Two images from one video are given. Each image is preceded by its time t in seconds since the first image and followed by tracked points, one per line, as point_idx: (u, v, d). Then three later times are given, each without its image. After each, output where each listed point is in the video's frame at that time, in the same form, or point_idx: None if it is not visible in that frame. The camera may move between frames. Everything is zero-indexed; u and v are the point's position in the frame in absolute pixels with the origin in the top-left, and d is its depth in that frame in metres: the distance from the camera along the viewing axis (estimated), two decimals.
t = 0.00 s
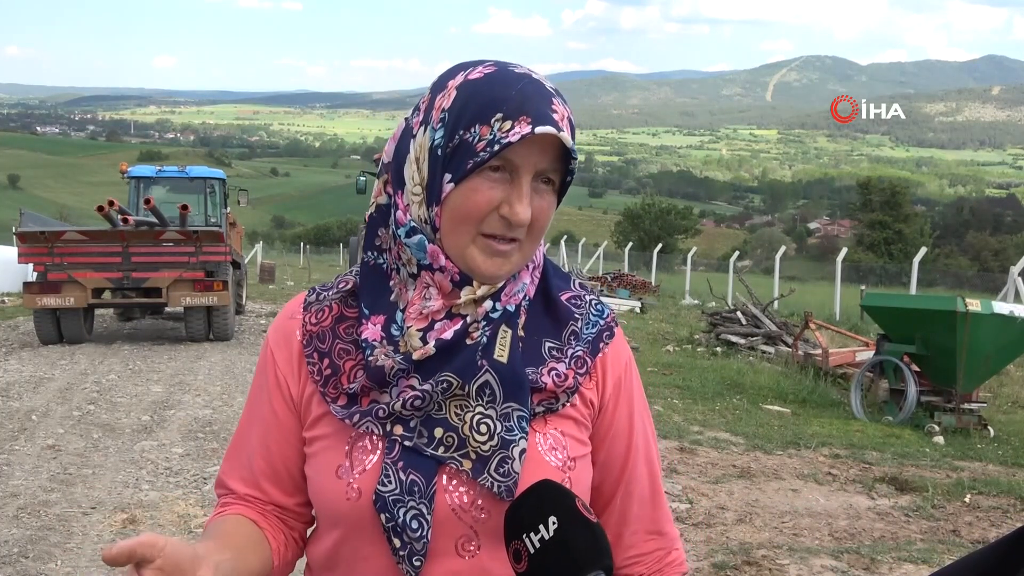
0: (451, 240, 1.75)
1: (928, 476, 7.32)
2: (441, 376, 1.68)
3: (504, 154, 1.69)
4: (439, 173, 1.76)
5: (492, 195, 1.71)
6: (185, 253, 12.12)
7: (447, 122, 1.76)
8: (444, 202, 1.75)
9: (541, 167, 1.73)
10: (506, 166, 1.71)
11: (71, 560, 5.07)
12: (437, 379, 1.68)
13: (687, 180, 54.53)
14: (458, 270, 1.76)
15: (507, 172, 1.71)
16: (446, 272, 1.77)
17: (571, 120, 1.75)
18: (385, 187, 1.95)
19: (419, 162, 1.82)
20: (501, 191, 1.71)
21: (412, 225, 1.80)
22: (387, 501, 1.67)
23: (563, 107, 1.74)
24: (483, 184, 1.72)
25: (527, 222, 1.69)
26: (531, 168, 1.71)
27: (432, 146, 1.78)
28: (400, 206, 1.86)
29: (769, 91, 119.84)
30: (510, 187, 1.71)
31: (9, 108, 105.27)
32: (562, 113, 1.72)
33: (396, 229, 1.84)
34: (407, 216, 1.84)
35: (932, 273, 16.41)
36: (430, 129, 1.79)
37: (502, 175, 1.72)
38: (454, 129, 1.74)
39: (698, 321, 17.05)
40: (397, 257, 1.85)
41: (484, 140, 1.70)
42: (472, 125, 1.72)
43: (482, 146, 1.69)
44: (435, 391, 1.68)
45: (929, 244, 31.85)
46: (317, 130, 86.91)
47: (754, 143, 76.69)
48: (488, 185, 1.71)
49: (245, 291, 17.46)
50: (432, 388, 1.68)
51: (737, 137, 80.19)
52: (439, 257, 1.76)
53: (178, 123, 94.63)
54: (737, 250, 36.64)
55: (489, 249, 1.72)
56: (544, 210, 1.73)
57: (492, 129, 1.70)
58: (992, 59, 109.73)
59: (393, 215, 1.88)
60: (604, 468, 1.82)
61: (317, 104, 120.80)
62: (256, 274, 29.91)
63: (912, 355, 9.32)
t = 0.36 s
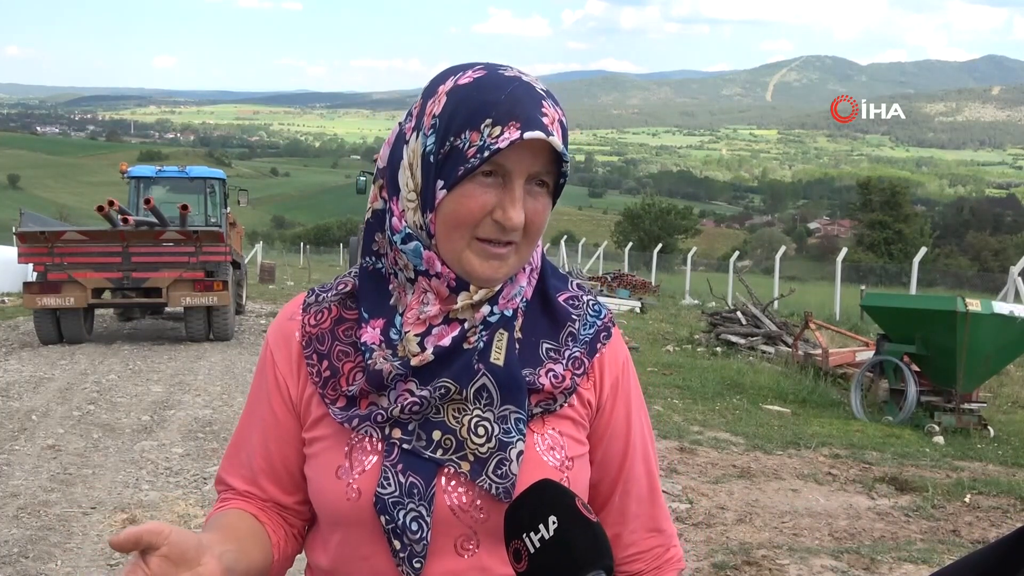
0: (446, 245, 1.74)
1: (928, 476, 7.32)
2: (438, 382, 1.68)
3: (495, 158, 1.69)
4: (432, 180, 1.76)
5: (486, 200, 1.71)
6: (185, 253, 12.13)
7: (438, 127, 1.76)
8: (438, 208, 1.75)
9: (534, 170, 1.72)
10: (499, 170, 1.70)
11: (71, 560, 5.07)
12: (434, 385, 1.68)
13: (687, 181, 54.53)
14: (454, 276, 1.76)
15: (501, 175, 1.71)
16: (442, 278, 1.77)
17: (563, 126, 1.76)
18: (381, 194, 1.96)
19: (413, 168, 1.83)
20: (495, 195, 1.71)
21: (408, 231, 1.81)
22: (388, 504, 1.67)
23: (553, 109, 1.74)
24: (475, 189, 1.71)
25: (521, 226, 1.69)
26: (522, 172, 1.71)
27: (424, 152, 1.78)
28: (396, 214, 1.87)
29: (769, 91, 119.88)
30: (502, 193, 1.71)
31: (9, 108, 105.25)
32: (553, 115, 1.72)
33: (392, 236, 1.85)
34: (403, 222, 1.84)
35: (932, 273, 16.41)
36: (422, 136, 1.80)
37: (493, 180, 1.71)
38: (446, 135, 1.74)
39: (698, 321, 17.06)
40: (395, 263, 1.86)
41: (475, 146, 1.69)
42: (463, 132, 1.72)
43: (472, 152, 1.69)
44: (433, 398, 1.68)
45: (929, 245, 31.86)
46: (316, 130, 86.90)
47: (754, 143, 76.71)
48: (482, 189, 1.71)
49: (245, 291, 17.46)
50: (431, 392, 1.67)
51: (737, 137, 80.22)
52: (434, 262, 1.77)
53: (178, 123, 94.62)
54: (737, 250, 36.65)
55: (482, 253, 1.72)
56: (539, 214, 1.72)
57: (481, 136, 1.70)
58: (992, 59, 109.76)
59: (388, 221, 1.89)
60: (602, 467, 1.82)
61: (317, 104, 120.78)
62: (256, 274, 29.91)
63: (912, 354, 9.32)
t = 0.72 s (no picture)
0: (450, 239, 1.75)
1: (928, 476, 7.33)
2: (445, 374, 1.68)
3: (498, 154, 1.69)
4: (436, 176, 1.76)
5: (489, 195, 1.71)
6: (185, 253, 12.12)
7: (442, 124, 1.76)
8: (442, 204, 1.76)
9: (537, 167, 1.72)
10: (503, 165, 1.71)
11: (71, 560, 5.07)
12: (442, 377, 1.68)
13: (687, 180, 54.55)
14: (459, 271, 1.77)
15: (503, 171, 1.71)
16: (448, 273, 1.77)
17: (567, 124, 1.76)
18: (386, 191, 1.97)
19: (417, 166, 1.83)
20: (498, 190, 1.71)
21: (412, 228, 1.81)
22: (396, 495, 1.67)
23: (555, 104, 1.74)
24: (479, 185, 1.72)
25: (525, 220, 1.69)
26: (526, 167, 1.71)
27: (428, 148, 1.78)
28: (401, 210, 1.87)
29: (768, 91, 119.80)
30: (506, 188, 1.72)
31: (9, 107, 105.25)
32: (555, 110, 1.73)
33: (397, 233, 1.85)
34: (408, 219, 1.84)
35: (932, 273, 16.42)
36: (426, 132, 1.80)
37: (497, 176, 1.72)
38: (450, 130, 1.74)
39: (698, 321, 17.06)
40: (401, 259, 1.86)
41: (478, 142, 1.69)
42: (465, 127, 1.72)
43: (475, 148, 1.69)
44: (440, 389, 1.68)
45: (929, 245, 31.85)
46: (316, 131, 86.94)
47: (754, 143, 76.70)
48: (485, 185, 1.72)
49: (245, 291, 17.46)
50: (438, 384, 1.68)
51: (737, 137, 80.23)
52: (440, 258, 1.77)
53: (178, 123, 94.65)
54: (737, 250, 36.64)
55: (486, 247, 1.73)
56: (543, 210, 1.73)
57: (484, 131, 1.70)
58: (992, 59, 109.82)
59: (394, 218, 1.89)
60: (608, 461, 1.82)
61: (316, 104, 120.88)
62: (255, 274, 29.91)
63: (912, 354, 9.32)
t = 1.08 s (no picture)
0: (457, 237, 1.75)
1: (928, 476, 7.33)
2: (458, 370, 1.68)
3: (500, 149, 1.70)
4: (441, 175, 1.76)
5: (495, 193, 1.71)
6: (185, 252, 12.12)
7: (446, 123, 1.76)
8: (448, 203, 1.76)
9: (542, 164, 1.73)
10: (508, 162, 1.71)
11: (72, 560, 5.08)
12: (454, 375, 1.68)
13: (687, 180, 54.56)
14: (467, 268, 1.76)
15: (508, 169, 1.72)
16: (456, 271, 1.77)
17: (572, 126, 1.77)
18: (393, 193, 1.96)
19: (423, 165, 1.84)
20: (503, 187, 1.72)
21: (420, 227, 1.81)
22: (411, 496, 1.67)
23: (558, 101, 1.74)
24: (485, 183, 1.72)
25: (531, 217, 1.70)
26: (531, 163, 1.71)
27: (432, 148, 1.79)
28: (409, 211, 1.87)
29: (768, 91, 119.76)
30: (511, 185, 1.72)
31: (9, 108, 105.25)
32: (557, 107, 1.73)
33: (405, 234, 1.85)
34: (414, 219, 1.85)
35: (932, 273, 16.42)
36: (430, 134, 1.81)
37: (502, 174, 1.72)
38: (453, 129, 1.75)
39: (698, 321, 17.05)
40: (409, 260, 1.86)
41: (482, 140, 1.70)
42: (469, 125, 1.72)
43: (478, 146, 1.70)
44: (453, 387, 1.67)
45: (929, 245, 31.85)
46: (316, 131, 86.94)
47: (754, 143, 76.71)
48: (491, 184, 1.72)
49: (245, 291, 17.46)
50: (451, 383, 1.67)
51: (738, 137, 80.22)
52: (447, 256, 1.77)
53: (178, 123, 94.67)
54: (737, 250, 36.64)
55: (492, 244, 1.73)
56: (545, 209, 1.74)
57: (488, 129, 1.70)
58: (992, 59, 109.83)
59: (402, 219, 1.89)
60: (619, 459, 1.83)
61: (316, 104, 120.91)
62: (256, 274, 29.92)
63: (912, 355, 9.32)
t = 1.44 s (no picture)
0: (464, 237, 1.75)
1: (928, 476, 7.33)
2: (474, 370, 1.68)
3: (505, 146, 1.70)
4: (448, 174, 1.77)
5: (501, 190, 1.72)
6: (185, 252, 12.12)
7: (451, 122, 1.76)
8: (455, 202, 1.76)
9: (548, 160, 1.74)
10: (514, 159, 1.72)
11: (71, 560, 5.07)
12: (470, 374, 1.68)
13: (688, 181, 54.54)
14: (477, 265, 1.76)
15: (513, 166, 1.72)
16: (466, 268, 1.77)
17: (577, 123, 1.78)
18: (401, 194, 1.95)
19: (429, 166, 1.84)
20: (509, 183, 1.72)
21: (429, 227, 1.81)
22: (429, 496, 1.67)
23: (561, 96, 1.75)
24: (490, 180, 1.72)
25: (537, 213, 1.70)
26: (537, 160, 1.72)
27: (438, 148, 1.79)
28: (418, 213, 1.86)
29: (768, 90, 119.73)
30: (517, 181, 1.73)
31: (9, 107, 105.13)
32: (561, 103, 1.73)
33: (414, 234, 1.84)
34: (422, 220, 1.85)
35: (932, 273, 16.42)
36: (435, 133, 1.81)
37: (508, 170, 1.73)
38: (458, 128, 1.74)
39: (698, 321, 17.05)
40: (421, 261, 1.86)
41: (487, 137, 1.70)
42: (474, 123, 1.72)
43: (483, 143, 1.70)
44: (469, 387, 1.67)
45: (929, 245, 31.84)
46: (315, 132, 86.92)
47: (754, 143, 76.68)
48: (497, 180, 1.72)
49: (245, 291, 17.46)
50: (467, 382, 1.67)
51: (738, 137, 80.18)
52: (457, 254, 1.76)
53: (178, 123, 94.62)
54: (737, 250, 36.62)
55: (501, 242, 1.73)
56: (553, 206, 1.74)
57: (493, 126, 1.70)
58: (992, 59, 109.97)
59: (410, 221, 1.89)
60: (630, 458, 1.87)
61: (316, 104, 120.82)
62: (255, 274, 29.91)
63: (912, 354, 9.33)
